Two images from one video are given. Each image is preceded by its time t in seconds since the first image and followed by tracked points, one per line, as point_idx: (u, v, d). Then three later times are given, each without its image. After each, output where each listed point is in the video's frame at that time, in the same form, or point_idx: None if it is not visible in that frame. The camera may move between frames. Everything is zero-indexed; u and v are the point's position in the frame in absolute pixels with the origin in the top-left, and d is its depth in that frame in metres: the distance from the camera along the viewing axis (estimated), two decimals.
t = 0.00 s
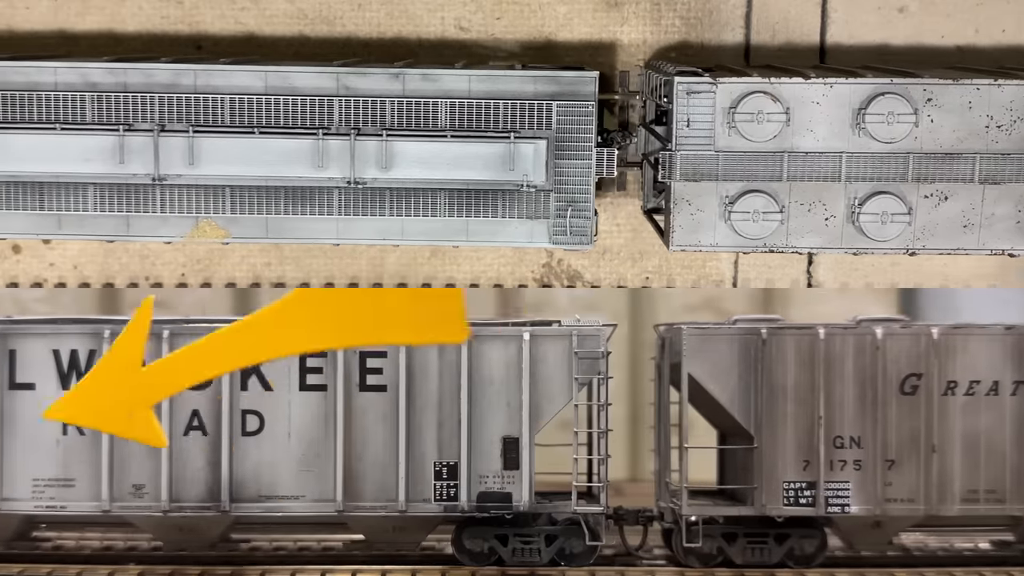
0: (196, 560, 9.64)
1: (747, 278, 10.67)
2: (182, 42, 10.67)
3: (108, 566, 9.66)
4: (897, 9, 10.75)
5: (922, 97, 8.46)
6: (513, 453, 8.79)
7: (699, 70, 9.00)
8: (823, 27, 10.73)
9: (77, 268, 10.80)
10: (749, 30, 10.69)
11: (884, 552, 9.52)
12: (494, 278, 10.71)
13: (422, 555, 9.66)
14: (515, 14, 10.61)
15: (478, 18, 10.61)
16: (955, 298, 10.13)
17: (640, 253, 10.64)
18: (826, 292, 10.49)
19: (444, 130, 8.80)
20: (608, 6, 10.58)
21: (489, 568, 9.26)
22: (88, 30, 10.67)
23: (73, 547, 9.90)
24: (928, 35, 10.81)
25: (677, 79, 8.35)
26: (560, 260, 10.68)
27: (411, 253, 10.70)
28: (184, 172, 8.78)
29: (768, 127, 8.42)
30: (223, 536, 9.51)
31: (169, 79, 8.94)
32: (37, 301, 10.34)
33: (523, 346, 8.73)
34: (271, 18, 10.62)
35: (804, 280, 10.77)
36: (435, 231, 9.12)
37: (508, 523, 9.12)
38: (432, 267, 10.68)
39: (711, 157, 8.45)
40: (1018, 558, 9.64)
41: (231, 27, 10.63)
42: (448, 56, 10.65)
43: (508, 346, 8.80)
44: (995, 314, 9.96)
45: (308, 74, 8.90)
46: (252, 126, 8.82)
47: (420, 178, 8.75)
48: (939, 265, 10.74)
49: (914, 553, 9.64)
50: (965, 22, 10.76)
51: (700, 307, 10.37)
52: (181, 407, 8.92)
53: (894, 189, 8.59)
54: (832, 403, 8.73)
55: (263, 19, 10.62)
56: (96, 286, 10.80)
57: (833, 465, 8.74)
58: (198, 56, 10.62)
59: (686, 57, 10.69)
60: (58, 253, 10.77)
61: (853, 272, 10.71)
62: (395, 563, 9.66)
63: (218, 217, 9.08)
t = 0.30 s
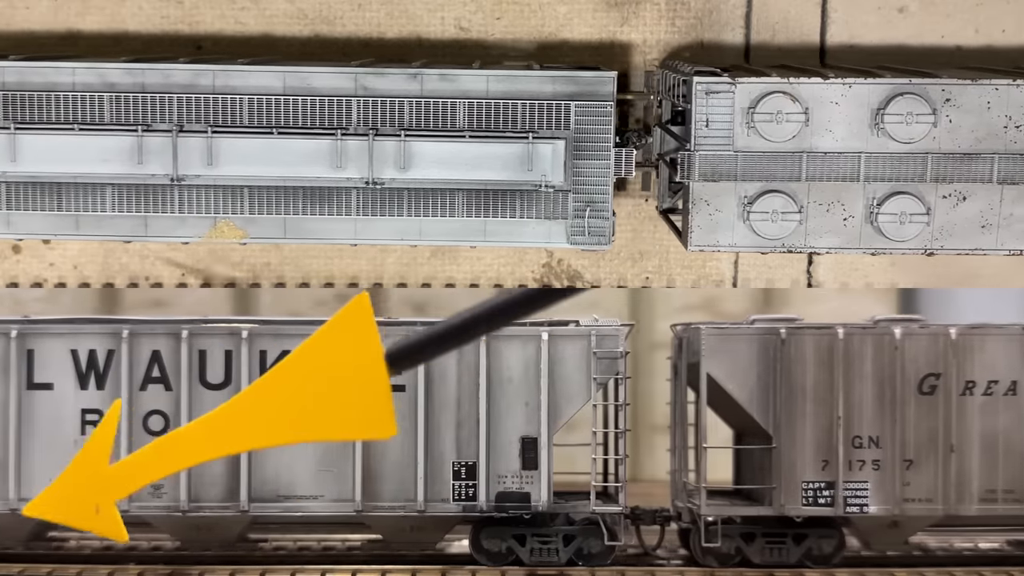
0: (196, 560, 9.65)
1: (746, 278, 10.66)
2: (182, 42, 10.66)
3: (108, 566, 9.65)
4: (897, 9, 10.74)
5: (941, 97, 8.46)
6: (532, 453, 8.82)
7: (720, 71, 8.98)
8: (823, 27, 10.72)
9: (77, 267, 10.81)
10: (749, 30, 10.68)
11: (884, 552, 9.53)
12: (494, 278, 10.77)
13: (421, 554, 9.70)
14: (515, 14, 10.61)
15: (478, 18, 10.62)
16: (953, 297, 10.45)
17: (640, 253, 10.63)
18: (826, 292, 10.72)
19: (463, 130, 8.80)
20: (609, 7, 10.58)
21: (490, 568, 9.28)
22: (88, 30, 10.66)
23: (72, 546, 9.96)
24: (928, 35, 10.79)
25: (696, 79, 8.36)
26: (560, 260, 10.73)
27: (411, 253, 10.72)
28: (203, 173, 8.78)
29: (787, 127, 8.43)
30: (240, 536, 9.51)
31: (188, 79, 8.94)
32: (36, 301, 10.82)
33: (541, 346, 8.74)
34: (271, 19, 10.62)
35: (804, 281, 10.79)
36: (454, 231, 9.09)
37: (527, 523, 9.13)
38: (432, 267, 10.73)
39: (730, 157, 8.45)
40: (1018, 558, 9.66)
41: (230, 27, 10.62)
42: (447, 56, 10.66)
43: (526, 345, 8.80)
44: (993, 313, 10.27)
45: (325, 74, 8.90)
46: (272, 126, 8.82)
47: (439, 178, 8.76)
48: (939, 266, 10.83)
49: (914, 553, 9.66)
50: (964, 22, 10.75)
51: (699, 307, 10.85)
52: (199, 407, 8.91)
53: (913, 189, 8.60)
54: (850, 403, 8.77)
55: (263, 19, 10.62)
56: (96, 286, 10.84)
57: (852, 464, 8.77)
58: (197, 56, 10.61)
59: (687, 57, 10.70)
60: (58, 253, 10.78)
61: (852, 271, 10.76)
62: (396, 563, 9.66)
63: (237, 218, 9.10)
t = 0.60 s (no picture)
0: (197, 560, 9.74)
1: (745, 278, 10.85)
2: (182, 42, 10.67)
3: (107, 566, 9.69)
4: (897, 9, 10.72)
5: (959, 97, 8.46)
6: (550, 453, 8.81)
7: (739, 70, 8.87)
8: (823, 28, 10.71)
9: (77, 267, 10.92)
10: (749, 30, 10.68)
11: (883, 552, 9.60)
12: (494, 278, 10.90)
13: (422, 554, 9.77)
14: (515, 13, 10.62)
15: (478, 18, 10.63)
16: (954, 297, 10.80)
17: (639, 253, 10.76)
18: (825, 292, 10.94)
19: (481, 131, 8.81)
20: (609, 7, 10.60)
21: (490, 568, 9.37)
22: (87, 30, 10.67)
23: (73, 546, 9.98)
24: (928, 35, 10.77)
25: (715, 79, 8.37)
26: (560, 260, 10.84)
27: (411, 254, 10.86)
28: (221, 173, 8.79)
29: (806, 127, 8.44)
30: (257, 536, 9.51)
31: (206, 80, 8.95)
32: (37, 300, 11.00)
33: (559, 345, 8.74)
34: (271, 18, 10.62)
35: (804, 281, 10.94)
36: (473, 232, 9.09)
37: (545, 523, 9.14)
38: (432, 267, 10.86)
39: (749, 157, 8.46)
40: (1017, 557, 9.67)
41: (230, 27, 10.63)
42: (448, 56, 10.66)
43: (544, 345, 8.80)
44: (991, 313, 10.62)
45: (344, 74, 8.91)
46: (291, 126, 8.84)
47: (456, 178, 8.76)
48: (939, 266, 10.86)
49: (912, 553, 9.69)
50: (964, 22, 10.74)
51: (699, 306, 11.17)
52: (217, 406, 8.88)
53: (931, 190, 8.60)
54: (869, 403, 8.77)
55: (263, 19, 10.62)
56: (96, 286, 10.97)
57: (870, 465, 8.77)
58: (198, 56, 10.62)
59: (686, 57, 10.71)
60: (58, 253, 10.91)
61: (852, 272, 10.85)
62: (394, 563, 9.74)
63: (256, 218, 9.11)
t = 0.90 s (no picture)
0: (196, 560, 9.80)
1: (745, 278, 10.83)
2: (182, 42, 10.65)
3: (107, 566, 9.71)
4: (897, 9, 10.71)
5: (978, 98, 8.48)
6: (568, 453, 8.83)
7: (756, 70, 8.96)
8: (823, 27, 10.69)
9: (77, 267, 10.93)
10: (749, 30, 10.67)
11: (883, 552, 9.64)
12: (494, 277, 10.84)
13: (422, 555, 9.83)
14: (515, 13, 10.60)
15: (478, 18, 10.60)
16: (955, 297, 10.75)
17: (639, 253, 10.75)
18: (826, 292, 10.91)
19: (499, 131, 8.82)
20: (609, 7, 10.58)
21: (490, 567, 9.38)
22: (88, 30, 10.66)
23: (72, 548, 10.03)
24: (928, 35, 10.76)
25: (734, 79, 8.38)
26: (560, 260, 10.80)
27: (411, 254, 10.77)
28: (240, 173, 8.81)
29: (826, 127, 8.44)
30: (275, 535, 9.45)
31: (225, 80, 8.95)
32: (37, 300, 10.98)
33: (578, 346, 8.75)
34: (271, 18, 10.60)
35: (804, 280, 10.93)
36: (491, 232, 9.08)
37: (563, 523, 9.17)
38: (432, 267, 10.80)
39: (769, 158, 8.47)
40: (1016, 557, 9.70)
41: (230, 27, 10.60)
42: (448, 56, 10.64)
43: (563, 345, 8.81)
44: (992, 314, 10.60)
45: (363, 74, 8.90)
46: (309, 126, 8.85)
47: (475, 179, 8.77)
48: (940, 266, 10.86)
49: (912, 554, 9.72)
50: (964, 22, 10.73)
51: (699, 307, 10.98)
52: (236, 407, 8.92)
53: (950, 190, 8.61)
54: (887, 403, 8.78)
55: (262, 19, 10.60)
56: (96, 286, 10.96)
57: (889, 464, 8.78)
58: (197, 56, 10.59)
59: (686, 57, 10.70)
60: (58, 253, 10.90)
61: (852, 272, 10.83)
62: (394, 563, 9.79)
63: (275, 218, 9.12)
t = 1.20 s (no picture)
0: (196, 560, 9.80)
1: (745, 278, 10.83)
2: (182, 42, 10.64)
3: (107, 566, 9.74)
4: (897, 9, 10.70)
5: (997, 98, 8.48)
6: (587, 453, 8.83)
7: (773, 70, 8.94)
8: (823, 27, 10.67)
9: (77, 267, 10.94)
10: (749, 30, 10.65)
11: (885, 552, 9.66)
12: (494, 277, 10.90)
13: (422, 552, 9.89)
14: (516, 13, 10.60)
15: (478, 18, 10.60)
16: (954, 295, 10.61)
17: (639, 253, 10.79)
18: (826, 292, 10.90)
19: (518, 131, 8.82)
20: (609, 7, 10.58)
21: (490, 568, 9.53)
22: (88, 30, 10.65)
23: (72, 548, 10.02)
24: (928, 35, 10.75)
25: (753, 79, 8.38)
26: (560, 260, 10.86)
27: (411, 254, 10.87)
28: (259, 173, 8.82)
29: (845, 127, 8.45)
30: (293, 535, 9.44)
31: (244, 80, 8.95)
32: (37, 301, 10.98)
33: (597, 346, 8.75)
34: (271, 18, 10.59)
35: (804, 281, 10.95)
36: (510, 232, 9.07)
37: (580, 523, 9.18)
38: (432, 267, 10.86)
39: (787, 158, 8.48)
40: (1016, 558, 9.71)
41: (230, 27, 10.59)
42: (448, 57, 10.63)
43: (581, 346, 8.82)
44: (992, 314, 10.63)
45: (381, 75, 8.91)
46: (327, 126, 8.86)
47: (493, 179, 8.78)
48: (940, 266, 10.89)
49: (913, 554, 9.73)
50: (965, 22, 10.72)
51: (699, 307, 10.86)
52: (255, 407, 8.93)
53: (968, 190, 8.61)
54: (905, 403, 8.78)
55: (262, 19, 10.59)
56: (96, 286, 10.96)
57: (907, 464, 8.78)
58: (197, 55, 10.59)
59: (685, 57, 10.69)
60: (58, 253, 10.92)
61: (852, 272, 10.87)
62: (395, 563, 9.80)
63: (293, 218, 9.08)
